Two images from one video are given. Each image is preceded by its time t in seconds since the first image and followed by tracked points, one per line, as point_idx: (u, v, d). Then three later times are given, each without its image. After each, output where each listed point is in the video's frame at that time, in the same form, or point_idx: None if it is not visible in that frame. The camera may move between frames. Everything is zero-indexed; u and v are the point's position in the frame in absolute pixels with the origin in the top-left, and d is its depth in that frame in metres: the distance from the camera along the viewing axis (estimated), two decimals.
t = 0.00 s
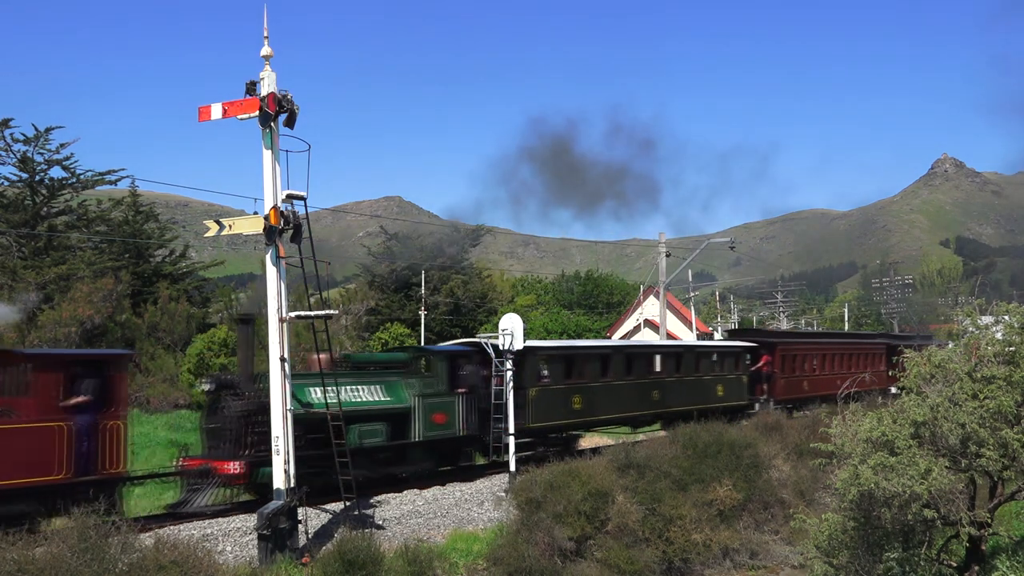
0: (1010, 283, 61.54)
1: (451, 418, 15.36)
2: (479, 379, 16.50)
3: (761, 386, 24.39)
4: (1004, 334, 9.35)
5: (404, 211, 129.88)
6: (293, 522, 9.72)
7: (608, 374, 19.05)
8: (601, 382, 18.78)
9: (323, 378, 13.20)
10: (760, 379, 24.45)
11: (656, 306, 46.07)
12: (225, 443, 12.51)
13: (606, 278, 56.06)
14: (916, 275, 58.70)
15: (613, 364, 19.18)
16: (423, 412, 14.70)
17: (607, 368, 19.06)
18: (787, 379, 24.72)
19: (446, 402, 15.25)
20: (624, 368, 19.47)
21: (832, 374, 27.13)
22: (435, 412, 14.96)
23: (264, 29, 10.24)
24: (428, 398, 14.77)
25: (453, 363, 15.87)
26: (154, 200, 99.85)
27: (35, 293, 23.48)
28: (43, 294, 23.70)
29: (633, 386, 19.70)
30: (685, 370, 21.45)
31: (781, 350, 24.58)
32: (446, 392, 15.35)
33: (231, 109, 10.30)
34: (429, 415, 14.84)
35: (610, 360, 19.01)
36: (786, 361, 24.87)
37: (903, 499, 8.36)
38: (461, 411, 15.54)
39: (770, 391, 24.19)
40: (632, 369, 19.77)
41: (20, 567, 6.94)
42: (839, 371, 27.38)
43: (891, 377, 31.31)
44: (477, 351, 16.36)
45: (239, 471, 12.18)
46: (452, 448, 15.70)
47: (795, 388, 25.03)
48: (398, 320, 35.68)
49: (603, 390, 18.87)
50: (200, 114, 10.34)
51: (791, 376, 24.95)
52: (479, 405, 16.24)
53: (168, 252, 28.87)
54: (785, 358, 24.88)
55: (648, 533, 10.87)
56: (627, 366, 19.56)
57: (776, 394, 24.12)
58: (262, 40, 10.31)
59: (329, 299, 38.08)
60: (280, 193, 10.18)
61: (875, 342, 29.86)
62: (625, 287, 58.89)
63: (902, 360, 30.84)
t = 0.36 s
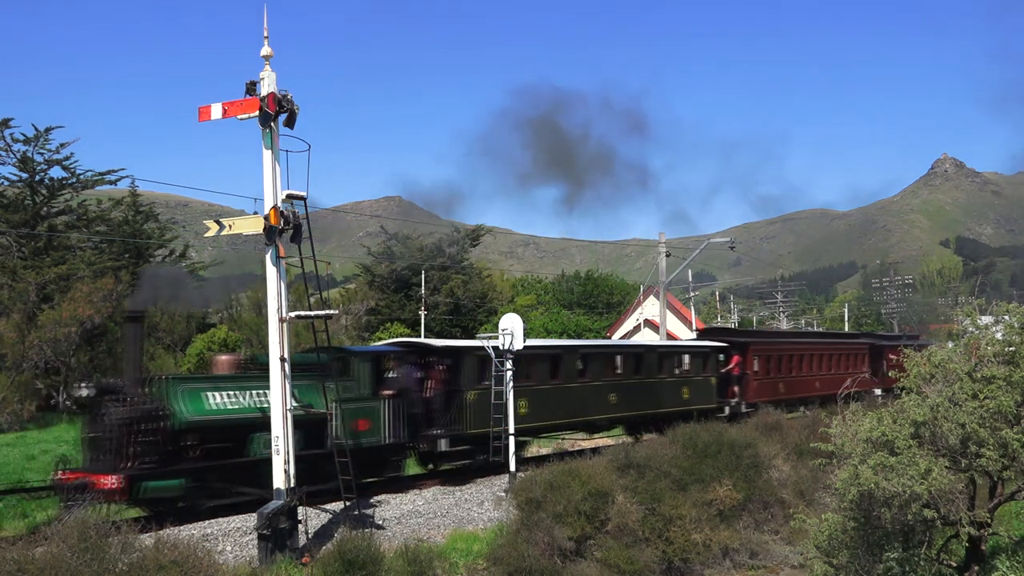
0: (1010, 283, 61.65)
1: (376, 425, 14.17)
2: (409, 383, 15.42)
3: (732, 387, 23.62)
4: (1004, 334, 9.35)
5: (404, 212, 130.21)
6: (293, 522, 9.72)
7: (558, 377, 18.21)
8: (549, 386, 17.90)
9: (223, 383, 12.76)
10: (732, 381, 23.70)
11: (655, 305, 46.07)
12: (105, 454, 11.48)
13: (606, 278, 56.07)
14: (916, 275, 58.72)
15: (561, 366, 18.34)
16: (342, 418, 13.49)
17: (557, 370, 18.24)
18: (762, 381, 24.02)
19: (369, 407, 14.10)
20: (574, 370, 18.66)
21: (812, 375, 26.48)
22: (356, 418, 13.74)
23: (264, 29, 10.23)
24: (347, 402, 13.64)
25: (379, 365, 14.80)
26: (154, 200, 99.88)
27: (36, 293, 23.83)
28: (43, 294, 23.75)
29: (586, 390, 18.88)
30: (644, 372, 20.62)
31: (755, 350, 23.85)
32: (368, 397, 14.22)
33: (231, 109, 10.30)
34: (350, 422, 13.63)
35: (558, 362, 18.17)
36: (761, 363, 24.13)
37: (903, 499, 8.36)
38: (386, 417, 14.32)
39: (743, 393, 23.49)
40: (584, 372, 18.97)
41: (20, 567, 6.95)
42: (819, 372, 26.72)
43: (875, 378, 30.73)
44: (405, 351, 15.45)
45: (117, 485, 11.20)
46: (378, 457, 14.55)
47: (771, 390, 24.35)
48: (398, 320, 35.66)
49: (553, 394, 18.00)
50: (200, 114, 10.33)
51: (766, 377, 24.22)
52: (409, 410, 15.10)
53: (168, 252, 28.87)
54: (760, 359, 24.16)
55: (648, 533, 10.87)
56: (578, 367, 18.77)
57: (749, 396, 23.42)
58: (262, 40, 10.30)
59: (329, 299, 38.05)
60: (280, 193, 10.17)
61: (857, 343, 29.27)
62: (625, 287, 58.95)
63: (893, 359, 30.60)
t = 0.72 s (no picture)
0: (1009, 282, 61.75)
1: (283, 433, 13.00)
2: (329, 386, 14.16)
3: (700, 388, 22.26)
4: (1004, 334, 9.35)
5: (405, 211, 130.93)
6: (294, 522, 9.72)
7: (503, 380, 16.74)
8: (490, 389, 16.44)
9: (96, 386, 11.06)
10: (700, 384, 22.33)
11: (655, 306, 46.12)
12: None
13: (606, 278, 56.10)
14: (916, 275, 58.75)
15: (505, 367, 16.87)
16: (244, 426, 12.48)
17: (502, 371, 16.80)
18: (734, 383, 22.67)
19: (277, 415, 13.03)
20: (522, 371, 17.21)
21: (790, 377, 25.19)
22: (259, 426, 12.72)
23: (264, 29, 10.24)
24: (250, 410, 12.59)
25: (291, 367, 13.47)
26: (154, 200, 99.95)
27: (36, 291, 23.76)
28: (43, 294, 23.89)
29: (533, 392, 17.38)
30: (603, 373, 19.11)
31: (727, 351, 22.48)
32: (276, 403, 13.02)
33: (231, 109, 10.30)
34: (252, 430, 12.59)
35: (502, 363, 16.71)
36: (733, 363, 22.78)
37: (903, 499, 8.36)
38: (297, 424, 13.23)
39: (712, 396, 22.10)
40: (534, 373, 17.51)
41: (20, 567, 6.95)
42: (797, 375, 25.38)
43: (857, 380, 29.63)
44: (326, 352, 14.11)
45: None
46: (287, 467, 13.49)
47: (743, 392, 23.02)
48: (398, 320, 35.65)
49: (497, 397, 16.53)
50: (200, 114, 10.33)
51: (738, 379, 22.84)
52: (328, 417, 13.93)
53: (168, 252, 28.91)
54: (733, 360, 22.81)
55: (648, 533, 10.87)
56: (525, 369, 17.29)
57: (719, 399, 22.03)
58: (262, 40, 10.30)
59: (329, 299, 38.08)
60: (280, 193, 10.17)
61: (839, 343, 28.05)
62: (625, 287, 58.96)
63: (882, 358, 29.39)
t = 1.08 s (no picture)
0: (1009, 283, 61.83)
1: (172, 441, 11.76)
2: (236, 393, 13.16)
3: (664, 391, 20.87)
4: (1004, 334, 9.35)
5: (405, 211, 131.09)
6: (293, 522, 9.72)
7: (435, 384, 15.15)
8: (421, 394, 14.81)
9: None
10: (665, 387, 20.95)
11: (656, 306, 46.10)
12: None
13: (606, 278, 56.08)
14: (916, 275, 58.74)
15: (436, 370, 15.26)
16: (124, 435, 11.21)
17: (433, 375, 15.22)
18: (703, 385, 21.30)
19: (165, 421, 11.72)
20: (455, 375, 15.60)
21: (765, 379, 23.82)
22: (143, 435, 11.42)
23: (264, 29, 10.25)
24: (130, 416, 11.26)
25: (184, 371, 12.35)
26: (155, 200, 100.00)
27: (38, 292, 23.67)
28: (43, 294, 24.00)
29: (468, 398, 15.74)
30: (551, 376, 17.55)
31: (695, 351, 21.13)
32: (163, 408, 11.77)
33: (231, 109, 10.31)
34: (132, 440, 11.28)
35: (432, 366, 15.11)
36: (701, 364, 21.42)
37: (903, 498, 8.36)
38: (190, 433, 12.05)
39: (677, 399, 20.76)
40: (469, 377, 15.88)
41: (20, 567, 6.95)
42: (772, 376, 23.99)
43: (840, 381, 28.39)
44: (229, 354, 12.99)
45: None
46: (180, 479, 12.26)
47: (713, 395, 21.66)
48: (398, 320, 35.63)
49: (429, 404, 14.94)
50: (200, 114, 10.33)
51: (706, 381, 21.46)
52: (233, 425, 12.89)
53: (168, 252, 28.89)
54: (701, 361, 21.44)
55: (648, 533, 10.87)
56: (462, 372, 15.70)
57: (685, 403, 20.67)
58: (262, 40, 10.30)
59: (329, 299, 38.09)
60: (280, 193, 10.18)
61: (820, 344, 26.75)
62: (625, 287, 58.91)
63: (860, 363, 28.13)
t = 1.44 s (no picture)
0: (1009, 283, 61.87)
1: (30, 453, 10.89)
2: (123, 398, 12.21)
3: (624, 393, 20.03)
4: (1004, 334, 9.34)
5: (405, 211, 131.11)
6: (293, 522, 9.72)
7: (356, 389, 14.10)
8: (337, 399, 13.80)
9: None
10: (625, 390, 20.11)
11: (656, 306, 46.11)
12: None
13: (607, 278, 56.06)
14: (916, 275, 58.69)
15: (358, 373, 14.22)
16: None
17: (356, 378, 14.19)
18: (666, 387, 20.46)
19: (23, 431, 10.89)
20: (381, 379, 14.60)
21: (733, 381, 22.96)
22: None
23: (264, 29, 10.24)
24: None
25: (52, 373, 11.47)
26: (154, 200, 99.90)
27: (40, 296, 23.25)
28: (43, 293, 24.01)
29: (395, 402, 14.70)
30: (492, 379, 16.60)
31: (657, 351, 20.31)
32: (21, 417, 10.92)
33: (232, 109, 10.30)
34: None
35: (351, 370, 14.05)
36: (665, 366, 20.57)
37: (903, 499, 8.36)
38: (54, 442, 11.16)
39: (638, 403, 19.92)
40: (396, 379, 14.82)
41: (20, 567, 6.94)
42: (742, 378, 23.13)
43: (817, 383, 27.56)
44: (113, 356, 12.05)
45: None
46: (45, 492, 11.35)
47: (677, 398, 20.81)
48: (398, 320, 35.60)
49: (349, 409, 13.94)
50: (200, 114, 10.33)
51: (669, 384, 20.61)
52: (115, 433, 12.04)
53: (168, 252, 28.80)
54: (664, 362, 20.60)
55: (648, 533, 10.87)
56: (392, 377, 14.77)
57: (647, 407, 19.82)
58: (262, 40, 10.29)
59: (329, 299, 38.03)
60: (279, 192, 10.17)
61: (795, 344, 25.96)
62: (625, 287, 58.89)
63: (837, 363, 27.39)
